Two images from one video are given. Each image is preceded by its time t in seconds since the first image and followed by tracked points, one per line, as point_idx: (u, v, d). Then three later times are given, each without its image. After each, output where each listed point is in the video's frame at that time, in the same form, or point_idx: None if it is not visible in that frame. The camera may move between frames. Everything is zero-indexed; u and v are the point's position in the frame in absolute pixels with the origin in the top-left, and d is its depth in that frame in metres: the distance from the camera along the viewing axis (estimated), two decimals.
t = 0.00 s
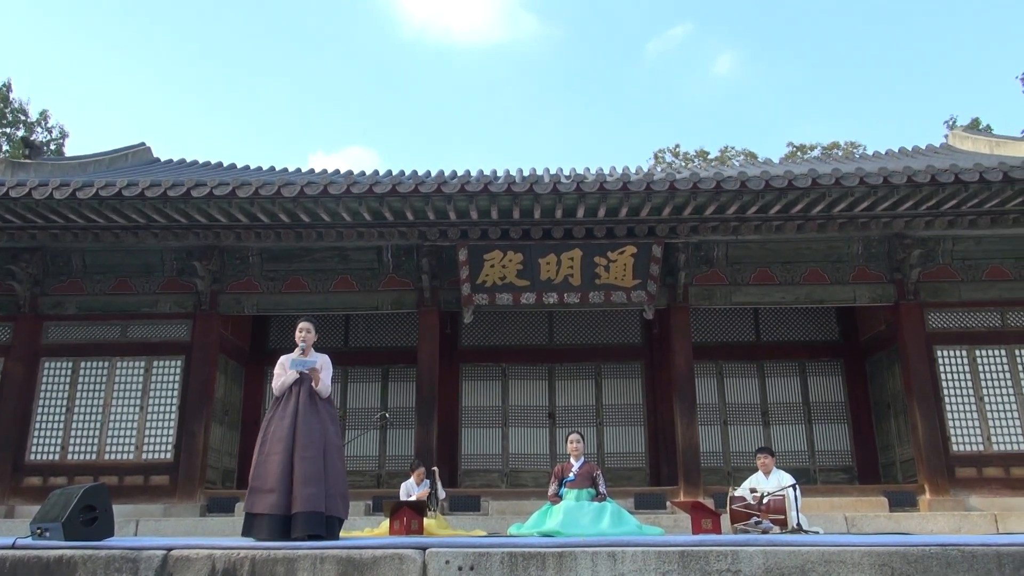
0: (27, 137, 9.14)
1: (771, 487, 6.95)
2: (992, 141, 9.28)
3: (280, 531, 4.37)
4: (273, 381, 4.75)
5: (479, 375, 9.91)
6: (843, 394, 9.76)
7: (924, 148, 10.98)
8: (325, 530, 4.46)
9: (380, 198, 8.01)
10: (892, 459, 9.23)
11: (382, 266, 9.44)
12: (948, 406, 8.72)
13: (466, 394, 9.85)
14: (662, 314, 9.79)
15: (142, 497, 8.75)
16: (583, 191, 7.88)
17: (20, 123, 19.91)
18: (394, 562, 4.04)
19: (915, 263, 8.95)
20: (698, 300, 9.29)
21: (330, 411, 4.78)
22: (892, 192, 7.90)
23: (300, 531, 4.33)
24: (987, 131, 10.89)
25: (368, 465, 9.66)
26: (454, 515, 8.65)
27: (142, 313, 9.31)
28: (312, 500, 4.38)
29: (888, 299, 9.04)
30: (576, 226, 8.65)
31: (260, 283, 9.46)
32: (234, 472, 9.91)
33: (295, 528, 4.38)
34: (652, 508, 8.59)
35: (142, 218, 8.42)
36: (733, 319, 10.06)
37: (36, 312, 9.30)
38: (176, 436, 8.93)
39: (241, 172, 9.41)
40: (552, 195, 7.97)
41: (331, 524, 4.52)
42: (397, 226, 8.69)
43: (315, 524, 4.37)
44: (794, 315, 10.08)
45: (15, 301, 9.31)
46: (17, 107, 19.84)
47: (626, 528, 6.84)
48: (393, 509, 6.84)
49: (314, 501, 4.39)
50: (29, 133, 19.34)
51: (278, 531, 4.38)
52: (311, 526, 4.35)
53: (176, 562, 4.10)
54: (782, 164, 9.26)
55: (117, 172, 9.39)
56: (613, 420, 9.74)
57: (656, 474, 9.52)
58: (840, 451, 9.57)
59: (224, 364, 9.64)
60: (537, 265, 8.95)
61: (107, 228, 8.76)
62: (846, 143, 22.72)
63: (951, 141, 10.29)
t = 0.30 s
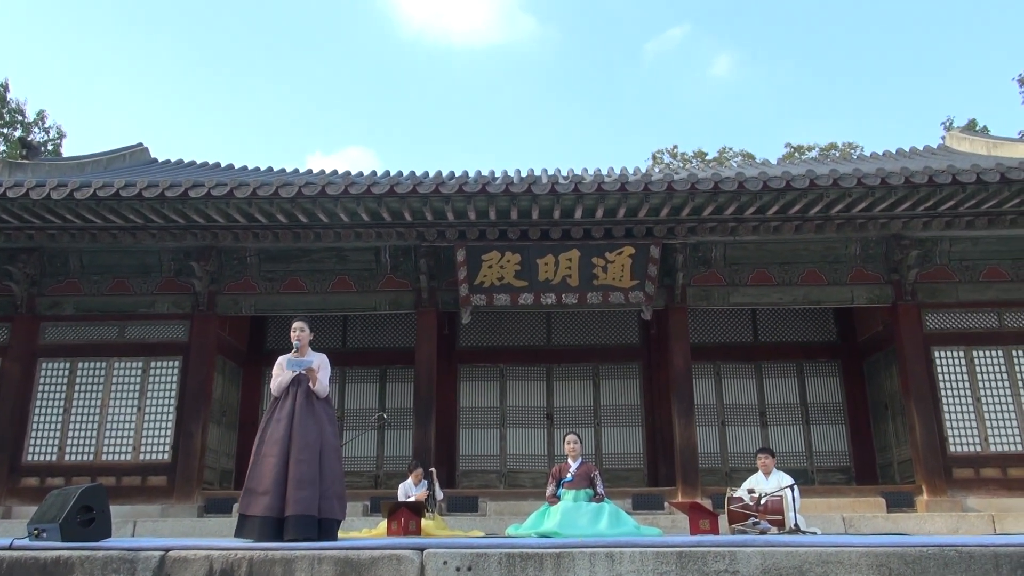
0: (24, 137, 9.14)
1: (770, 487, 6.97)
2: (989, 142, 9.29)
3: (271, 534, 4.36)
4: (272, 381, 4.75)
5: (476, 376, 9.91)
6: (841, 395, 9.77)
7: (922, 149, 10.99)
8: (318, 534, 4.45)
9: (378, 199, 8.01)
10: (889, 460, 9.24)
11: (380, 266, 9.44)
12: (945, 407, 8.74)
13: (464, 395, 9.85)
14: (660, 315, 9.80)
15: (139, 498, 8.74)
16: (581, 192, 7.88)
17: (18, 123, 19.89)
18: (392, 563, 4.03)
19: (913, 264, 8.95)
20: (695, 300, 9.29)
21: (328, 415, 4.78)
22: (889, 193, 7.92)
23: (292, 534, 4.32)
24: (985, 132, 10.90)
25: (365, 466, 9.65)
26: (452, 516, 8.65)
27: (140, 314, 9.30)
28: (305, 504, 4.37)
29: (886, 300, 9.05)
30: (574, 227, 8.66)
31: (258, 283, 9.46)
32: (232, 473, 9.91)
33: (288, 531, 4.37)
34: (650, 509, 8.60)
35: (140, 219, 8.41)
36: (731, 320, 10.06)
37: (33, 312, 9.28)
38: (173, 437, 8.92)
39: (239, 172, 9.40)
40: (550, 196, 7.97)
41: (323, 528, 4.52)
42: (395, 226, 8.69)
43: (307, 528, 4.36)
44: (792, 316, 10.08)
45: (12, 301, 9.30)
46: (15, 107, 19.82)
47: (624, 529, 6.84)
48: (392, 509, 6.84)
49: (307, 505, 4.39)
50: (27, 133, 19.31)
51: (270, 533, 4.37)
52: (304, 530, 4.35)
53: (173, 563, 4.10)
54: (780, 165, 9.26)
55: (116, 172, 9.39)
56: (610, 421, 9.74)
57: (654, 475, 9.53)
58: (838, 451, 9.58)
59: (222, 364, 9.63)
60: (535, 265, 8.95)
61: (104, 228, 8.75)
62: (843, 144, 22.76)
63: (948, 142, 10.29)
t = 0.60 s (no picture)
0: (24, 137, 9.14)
1: (770, 488, 6.98)
2: (988, 143, 9.29)
3: (270, 535, 4.37)
4: (272, 383, 4.76)
5: (475, 376, 9.91)
6: (840, 396, 9.77)
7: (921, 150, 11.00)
8: (317, 534, 4.45)
9: (377, 200, 8.01)
10: (888, 460, 9.24)
11: (379, 267, 9.44)
12: (944, 408, 8.74)
13: (463, 395, 9.85)
14: (659, 315, 9.80)
15: (138, 498, 8.74)
16: (580, 193, 7.89)
17: (16, 123, 19.88)
18: (391, 563, 4.04)
19: (912, 265, 8.95)
20: (695, 301, 9.29)
21: (326, 414, 4.78)
22: (889, 194, 7.94)
23: (291, 534, 4.32)
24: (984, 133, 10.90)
25: (364, 467, 9.65)
26: (451, 517, 8.65)
27: (139, 314, 9.29)
28: (303, 503, 4.37)
29: (885, 301, 9.05)
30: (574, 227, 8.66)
31: (257, 284, 9.46)
32: (231, 473, 9.90)
33: (286, 531, 4.36)
34: (648, 510, 8.61)
35: (139, 219, 8.41)
36: (730, 320, 10.06)
37: (32, 312, 9.28)
38: (172, 437, 8.92)
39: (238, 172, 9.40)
40: (550, 197, 7.98)
41: (323, 529, 4.51)
42: (394, 226, 8.69)
43: (305, 529, 4.35)
44: (791, 317, 10.08)
45: (12, 301, 9.29)
46: (14, 107, 19.81)
47: (622, 530, 6.84)
48: (391, 510, 6.84)
49: (305, 505, 4.38)
50: (26, 132, 19.30)
51: (269, 533, 4.37)
52: (303, 530, 4.34)
53: (172, 563, 4.10)
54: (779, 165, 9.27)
55: (116, 172, 9.40)
56: (610, 422, 9.73)
57: (653, 475, 9.53)
58: (837, 452, 9.58)
59: (221, 365, 9.62)
60: (534, 266, 8.95)
61: (103, 228, 8.75)
62: (842, 145, 22.80)
63: (947, 143, 10.30)
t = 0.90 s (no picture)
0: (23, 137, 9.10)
1: (769, 488, 7.00)
2: (988, 143, 9.30)
3: (272, 534, 4.37)
4: (272, 384, 4.76)
5: (475, 377, 9.91)
6: (840, 396, 9.76)
7: (921, 150, 11.01)
8: (319, 532, 4.46)
9: (377, 199, 8.02)
10: (888, 461, 9.23)
11: (378, 267, 9.43)
12: (944, 408, 8.75)
13: (463, 395, 9.84)
14: (658, 316, 9.79)
15: (137, 498, 8.74)
16: (580, 193, 7.89)
17: (16, 123, 19.87)
18: (391, 563, 4.04)
19: (912, 266, 8.95)
20: (695, 301, 9.28)
21: (327, 413, 4.78)
22: (888, 194, 7.95)
23: (293, 533, 4.33)
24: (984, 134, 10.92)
25: (364, 466, 9.64)
26: (451, 517, 8.65)
27: (138, 314, 9.28)
28: (305, 502, 4.37)
29: (885, 301, 9.05)
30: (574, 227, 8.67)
31: (256, 283, 9.44)
32: (230, 473, 9.90)
33: (289, 530, 4.36)
34: (648, 510, 8.62)
35: (139, 219, 8.42)
36: (730, 321, 10.05)
37: (31, 312, 9.27)
38: (172, 437, 8.92)
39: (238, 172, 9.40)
40: (549, 197, 7.99)
41: (326, 528, 4.51)
42: (394, 226, 8.70)
43: (306, 527, 4.35)
44: (791, 317, 10.07)
45: (11, 301, 9.29)
46: (15, 107, 19.80)
47: (622, 531, 6.84)
48: (390, 510, 6.85)
49: (307, 504, 4.39)
50: (27, 132, 19.31)
51: (271, 532, 4.38)
52: (305, 529, 4.34)
53: (171, 563, 4.09)
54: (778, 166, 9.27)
55: (113, 172, 9.34)
56: (609, 422, 9.73)
57: (652, 476, 9.53)
58: (837, 453, 9.57)
59: (220, 364, 9.61)
60: (534, 266, 8.94)
61: (103, 228, 8.76)
62: (842, 146, 22.81)
63: (947, 143, 10.30)
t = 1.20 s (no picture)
0: (23, 137, 9.09)
1: (768, 488, 7.01)
2: (988, 144, 9.29)
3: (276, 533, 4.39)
4: (271, 383, 4.75)
5: (475, 377, 9.91)
6: (840, 396, 9.76)
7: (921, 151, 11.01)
8: (322, 530, 4.49)
9: (377, 200, 8.02)
10: (887, 461, 9.23)
11: (378, 267, 9.43)
12: (944, 408, 8.75)
13: (462, 395, 9.84)
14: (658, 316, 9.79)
15: (137, 498, 8.74)
16: (580, 193, 7.90)
17: (16, 123, 19.86)
18: (391, 563, 4.04)
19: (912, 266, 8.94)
20: (694, 301, 9.27)
21: (328, 412, 4.80)
22: (888, 194, 7.97)
23: (298, 531, 4.36)
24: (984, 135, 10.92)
25: (363, 467, 9.64)
26: (450, 517, 8.66)
27: (138, 314, 9.28)
28: (310, 501, 4.40)
29: (885, 301, 9.05)
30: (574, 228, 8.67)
31: (256, 283, 9.43)
32: (230, 473, 9.89)
33: (293, 529, 4.39)
34: (648, 510, 8.63)
35: (139, 219, 8.43)
36: (730, 321, 10.05)
37: (31, 312, 9.27)
38: (172, 437, 8.92)
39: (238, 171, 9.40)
40: (549, 197, 7.99)
41: (328, 526, 4.55)
42: (394, 226, 8.70)
43: (311, 525, 4.39)
44: (791, 318, 10.07)
45: (11, 301, 9.28)
46: (15, 107, 19.81)
47: (622, 531, 6.84)
48: (390, 510, 6.85)
49: (311, 503, 4.41)
50: (26, 132, 19.32)
51: (275, 531, 4.40)
52: (309, 528, 4.38)
53: (171, 564, 4.09)
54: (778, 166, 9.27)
55: (111, 172, 9.32)
56: (609, 422, 9.73)
57: (652, 476, 9.53)
58: (837, 453, 9.56)
59: (220, 365, 9.61)
60: (534, 266, 8.94)
61: (104, 228, 8.77)
62: (842, 146, 22.82)
63: (947, 143, 10.30)
